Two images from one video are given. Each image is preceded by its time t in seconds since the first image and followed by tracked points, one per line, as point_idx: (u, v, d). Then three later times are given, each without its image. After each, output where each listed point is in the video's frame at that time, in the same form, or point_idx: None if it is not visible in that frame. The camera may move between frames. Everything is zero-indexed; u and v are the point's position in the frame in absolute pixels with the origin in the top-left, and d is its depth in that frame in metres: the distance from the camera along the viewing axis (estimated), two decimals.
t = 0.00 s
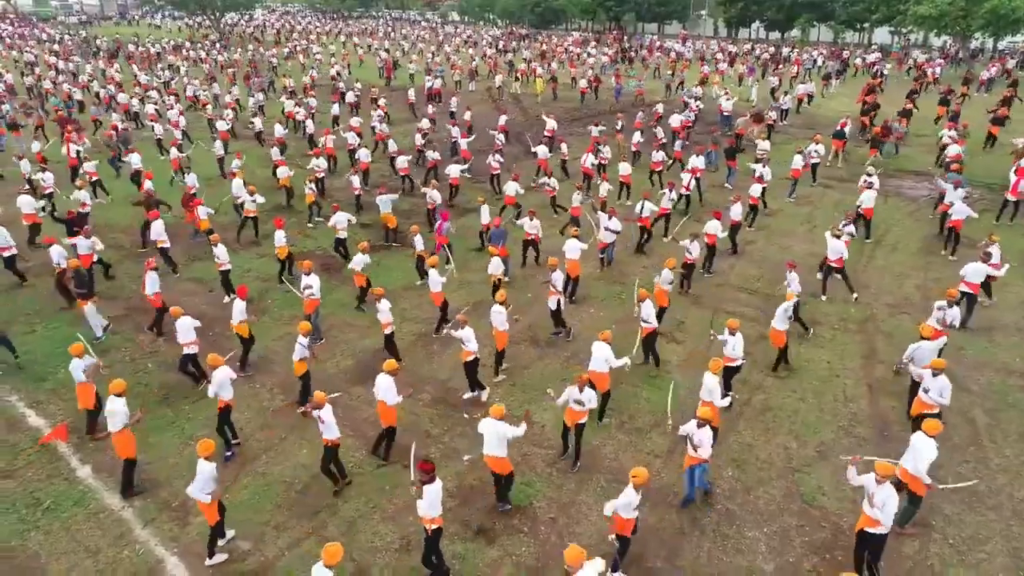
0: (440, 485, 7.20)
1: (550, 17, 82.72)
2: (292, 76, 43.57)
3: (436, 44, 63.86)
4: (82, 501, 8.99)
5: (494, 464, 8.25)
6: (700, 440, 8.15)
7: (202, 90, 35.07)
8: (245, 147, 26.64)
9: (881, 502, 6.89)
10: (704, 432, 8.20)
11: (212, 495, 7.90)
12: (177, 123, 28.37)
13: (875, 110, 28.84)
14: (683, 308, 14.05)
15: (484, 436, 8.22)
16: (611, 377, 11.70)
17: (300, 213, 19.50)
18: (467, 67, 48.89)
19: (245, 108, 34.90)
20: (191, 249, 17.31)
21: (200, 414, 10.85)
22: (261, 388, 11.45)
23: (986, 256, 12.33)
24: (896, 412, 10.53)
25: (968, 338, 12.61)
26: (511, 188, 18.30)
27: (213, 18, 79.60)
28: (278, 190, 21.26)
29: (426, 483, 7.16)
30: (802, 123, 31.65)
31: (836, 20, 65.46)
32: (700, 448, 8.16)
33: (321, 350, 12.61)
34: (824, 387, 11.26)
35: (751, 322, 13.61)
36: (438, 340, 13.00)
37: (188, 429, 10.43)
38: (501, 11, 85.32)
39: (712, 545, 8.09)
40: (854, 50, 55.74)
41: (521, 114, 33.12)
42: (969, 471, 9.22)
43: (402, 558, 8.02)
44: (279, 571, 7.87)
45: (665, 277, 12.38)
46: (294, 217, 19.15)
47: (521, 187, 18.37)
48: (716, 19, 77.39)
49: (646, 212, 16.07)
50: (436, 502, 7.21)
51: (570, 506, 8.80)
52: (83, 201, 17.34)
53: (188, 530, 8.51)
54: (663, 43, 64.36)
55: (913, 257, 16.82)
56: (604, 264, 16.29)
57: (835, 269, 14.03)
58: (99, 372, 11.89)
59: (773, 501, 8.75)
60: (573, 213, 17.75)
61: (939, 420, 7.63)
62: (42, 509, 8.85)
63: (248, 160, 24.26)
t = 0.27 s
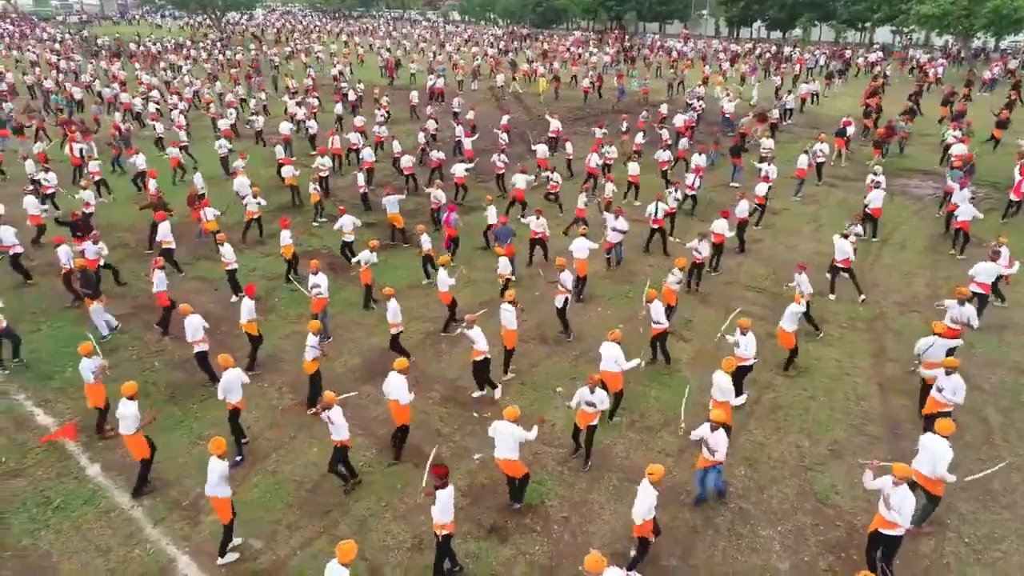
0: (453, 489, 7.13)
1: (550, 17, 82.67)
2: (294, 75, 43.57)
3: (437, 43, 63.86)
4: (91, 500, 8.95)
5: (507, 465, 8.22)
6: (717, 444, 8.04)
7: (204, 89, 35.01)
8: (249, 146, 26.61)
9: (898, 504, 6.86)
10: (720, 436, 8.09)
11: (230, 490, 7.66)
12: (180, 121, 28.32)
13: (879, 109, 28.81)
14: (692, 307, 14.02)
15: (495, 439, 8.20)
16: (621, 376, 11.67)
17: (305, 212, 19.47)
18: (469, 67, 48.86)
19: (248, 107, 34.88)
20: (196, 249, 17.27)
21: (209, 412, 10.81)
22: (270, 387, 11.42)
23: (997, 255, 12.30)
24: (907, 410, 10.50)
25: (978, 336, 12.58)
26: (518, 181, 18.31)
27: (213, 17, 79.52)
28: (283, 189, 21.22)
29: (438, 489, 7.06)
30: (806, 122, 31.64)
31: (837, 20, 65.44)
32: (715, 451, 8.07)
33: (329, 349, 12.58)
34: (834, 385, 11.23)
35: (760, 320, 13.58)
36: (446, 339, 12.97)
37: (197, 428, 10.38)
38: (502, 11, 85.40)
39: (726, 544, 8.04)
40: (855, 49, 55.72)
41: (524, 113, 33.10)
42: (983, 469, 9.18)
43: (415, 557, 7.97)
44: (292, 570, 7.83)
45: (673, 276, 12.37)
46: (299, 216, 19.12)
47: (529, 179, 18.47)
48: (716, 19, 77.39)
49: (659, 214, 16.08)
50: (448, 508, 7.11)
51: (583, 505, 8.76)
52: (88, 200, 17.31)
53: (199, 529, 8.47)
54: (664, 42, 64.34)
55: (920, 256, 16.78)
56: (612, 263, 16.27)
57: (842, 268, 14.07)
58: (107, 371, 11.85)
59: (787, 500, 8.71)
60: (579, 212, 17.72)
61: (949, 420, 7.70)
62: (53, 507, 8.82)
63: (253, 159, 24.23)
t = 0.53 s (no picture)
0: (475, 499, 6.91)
1: (552, 17, 82.69)
2: (297, 74, 43.54)
3: (440, 43, 63.82)
4: (105, 500, 8.89)
5: (519, 471, 7.92)
6: (747, 444, 7.84)
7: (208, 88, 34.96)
8: (254, 145, 26.55)
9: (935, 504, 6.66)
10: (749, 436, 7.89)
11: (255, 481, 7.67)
12: (184, 120, 28.26)
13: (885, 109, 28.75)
14: (703, 307, 13.95)
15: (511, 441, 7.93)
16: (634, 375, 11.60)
17: (312, 211, 19.41)
18: (472, 66, 48.85)
19: (252, 105, 34.82)
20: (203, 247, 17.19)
21: (221, 412, 10.75)
22: (282, 386, 11.36)
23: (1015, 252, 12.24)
24: (923, 410, 10.45)
25: (992, 335, 12.52)
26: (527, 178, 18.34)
27: (215, 16, 79.53)
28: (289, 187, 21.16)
29: (460, 496, 6.84)
30: (811, 121, 31.56)
31: (840, 20, 65.32)
32: (746, 450, 7.87)
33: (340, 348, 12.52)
34: (849, 385, 11.17)
35: (772, 319, 13.52)
36: (457, 338, 12.90)
37: (210, 428, 10.33)
38: (504, 11, 85.40)
39: (747, 544, 7.98)
40: (858, 49, 55.69)
41: (529, 113, 33.05)
42: (1002, 470, 9.12)
43: (433, 558, 7.91)
44: (309, 570, 7.77)
45: (686, 271, 12.50)
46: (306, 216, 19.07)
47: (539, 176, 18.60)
48: (718, 18, 77.36)
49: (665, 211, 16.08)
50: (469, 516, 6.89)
51: (600, 505, 8.70)
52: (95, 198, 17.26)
53: (214, 530, 8.42)
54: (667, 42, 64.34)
55: (930, 254, 16.73)
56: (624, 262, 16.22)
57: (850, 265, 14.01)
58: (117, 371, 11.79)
59: (806, 500, 8.65)
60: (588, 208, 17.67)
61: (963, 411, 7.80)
62: (67, 508, 8.76)
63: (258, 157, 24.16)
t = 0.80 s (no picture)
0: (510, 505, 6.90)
1: (554, 17, 82.67)
2: (302, 74, 43.49)
3: (443, 42, 63.81)
4: (129, 502, 8.84)
5: (540, 480, 7.82)
6: (785, 449, 7.81)
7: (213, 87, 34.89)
8: (262, 145, 26.52)
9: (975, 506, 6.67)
10: (786, 440, 7.86)
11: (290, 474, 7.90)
12: (191, 120, 28.21)
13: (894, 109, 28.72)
14: (720, 307, 13.92)
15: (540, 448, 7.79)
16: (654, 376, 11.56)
17: (323, 211, 19.37)
18: (476, 66, 48.80)
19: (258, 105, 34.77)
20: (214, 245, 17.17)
21: (241, 413, 10.69)
22: (301, 387, 11.32)
23: None
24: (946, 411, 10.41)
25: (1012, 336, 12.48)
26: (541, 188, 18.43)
27: (217, 16, 79.48)
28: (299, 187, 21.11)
29: (494, 504, 6.85)
30: (818, 121, 31.52)
31: (843, 19, 65.25)
32: (784, 456, 7.84)
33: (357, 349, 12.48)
34: (871, 386, 11.13)
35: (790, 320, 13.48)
36: (474, 339, 12.84)
37: (230, 429, 10.28)
38: (506, 11, 85.42)
39: (777, 546, 7.93)
40: (862, 49, 55.66)
41: (535, 112, 33.01)
42: None
43: (461, 560, 7.86)
44: (337, 572, 7.73)
45: (706, 270, 12.56)
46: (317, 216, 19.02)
47: (554, 184, 18.62)
48: (721, 18, 77.35)
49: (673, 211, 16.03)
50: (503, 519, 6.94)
51: (627, 507, 8.65)
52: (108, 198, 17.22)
53: (240, 532, 8.36)
54: (670, 42, 64.31)
55: (945, 254, 16.68)
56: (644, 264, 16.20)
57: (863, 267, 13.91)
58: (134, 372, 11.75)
59: (834, 501, 8.60)
60: (602, 209, 17.57)
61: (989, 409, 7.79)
62: (90, 510, 8.72)
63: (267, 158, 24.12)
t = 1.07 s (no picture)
0: (548, 502, 7.00)
1: (557, 17, 82.71)
2: (307, 74, 43.47)
3: (447, 43, 63.84)
4: (155, 504, 8.80)
5: (570, 480, 7.75)
6: (819, 454, 7.73)
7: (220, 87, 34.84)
8: (271, 145, 26.48)
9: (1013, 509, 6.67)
10: (821, 445, 7.79)
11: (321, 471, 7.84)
12: (199, 120, 28.18)
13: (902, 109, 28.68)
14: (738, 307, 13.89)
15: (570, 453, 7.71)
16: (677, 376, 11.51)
17: (336, 212, 19.34)
18: (481, 66, 48.77)
19: (264, 105, 34.73)
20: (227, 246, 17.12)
21: (263, 414, 10.65)
22: (323, 389, 11.29)
23: None
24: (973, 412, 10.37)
25: None
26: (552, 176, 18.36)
27: (221, 16, 79.47)
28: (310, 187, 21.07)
29: (532, 502, 6.94)
30: (827, 121, 31.48)
31: (847, 19, 65.27)
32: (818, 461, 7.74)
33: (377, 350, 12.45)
34: (895, 386, 11.09)
35: (809, 320, 13.45)
36: (494, 338, 12.81)
37: (254, 430, 10.23)
38: (509, 11, 85.44)
39: (810, 549, 7.89)
40: (867, 48, 55.65)
41: (543, 112, 33.00)
42: None
43: (493, 563, 7.83)
44: None
45: (726, 268, 12.54)
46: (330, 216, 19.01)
47: (566, 176, 18.50)
48: (724, 18, 77.34)
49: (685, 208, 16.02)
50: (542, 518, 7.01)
51: (657, 508, 8.62)
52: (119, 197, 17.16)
53: (269, 535, 8.32)
54: (674, 42, 64.30)
55: (961, 255, 16.64)
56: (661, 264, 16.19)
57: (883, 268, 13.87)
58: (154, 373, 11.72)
59: (865, 503, 8.57)
60: (615, 207, 17.48)
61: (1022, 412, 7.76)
62: (117, 512, 8.68)
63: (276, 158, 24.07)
